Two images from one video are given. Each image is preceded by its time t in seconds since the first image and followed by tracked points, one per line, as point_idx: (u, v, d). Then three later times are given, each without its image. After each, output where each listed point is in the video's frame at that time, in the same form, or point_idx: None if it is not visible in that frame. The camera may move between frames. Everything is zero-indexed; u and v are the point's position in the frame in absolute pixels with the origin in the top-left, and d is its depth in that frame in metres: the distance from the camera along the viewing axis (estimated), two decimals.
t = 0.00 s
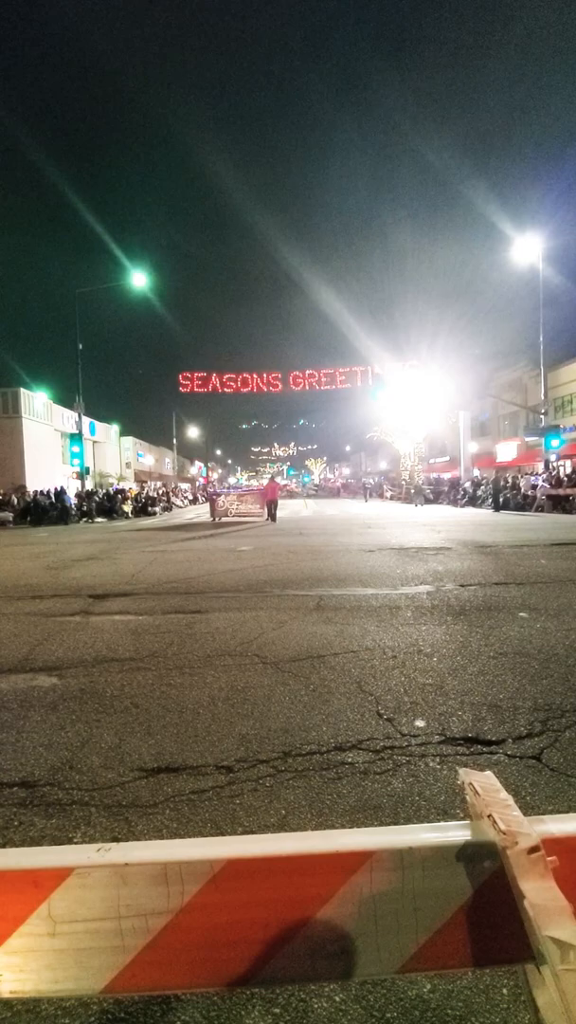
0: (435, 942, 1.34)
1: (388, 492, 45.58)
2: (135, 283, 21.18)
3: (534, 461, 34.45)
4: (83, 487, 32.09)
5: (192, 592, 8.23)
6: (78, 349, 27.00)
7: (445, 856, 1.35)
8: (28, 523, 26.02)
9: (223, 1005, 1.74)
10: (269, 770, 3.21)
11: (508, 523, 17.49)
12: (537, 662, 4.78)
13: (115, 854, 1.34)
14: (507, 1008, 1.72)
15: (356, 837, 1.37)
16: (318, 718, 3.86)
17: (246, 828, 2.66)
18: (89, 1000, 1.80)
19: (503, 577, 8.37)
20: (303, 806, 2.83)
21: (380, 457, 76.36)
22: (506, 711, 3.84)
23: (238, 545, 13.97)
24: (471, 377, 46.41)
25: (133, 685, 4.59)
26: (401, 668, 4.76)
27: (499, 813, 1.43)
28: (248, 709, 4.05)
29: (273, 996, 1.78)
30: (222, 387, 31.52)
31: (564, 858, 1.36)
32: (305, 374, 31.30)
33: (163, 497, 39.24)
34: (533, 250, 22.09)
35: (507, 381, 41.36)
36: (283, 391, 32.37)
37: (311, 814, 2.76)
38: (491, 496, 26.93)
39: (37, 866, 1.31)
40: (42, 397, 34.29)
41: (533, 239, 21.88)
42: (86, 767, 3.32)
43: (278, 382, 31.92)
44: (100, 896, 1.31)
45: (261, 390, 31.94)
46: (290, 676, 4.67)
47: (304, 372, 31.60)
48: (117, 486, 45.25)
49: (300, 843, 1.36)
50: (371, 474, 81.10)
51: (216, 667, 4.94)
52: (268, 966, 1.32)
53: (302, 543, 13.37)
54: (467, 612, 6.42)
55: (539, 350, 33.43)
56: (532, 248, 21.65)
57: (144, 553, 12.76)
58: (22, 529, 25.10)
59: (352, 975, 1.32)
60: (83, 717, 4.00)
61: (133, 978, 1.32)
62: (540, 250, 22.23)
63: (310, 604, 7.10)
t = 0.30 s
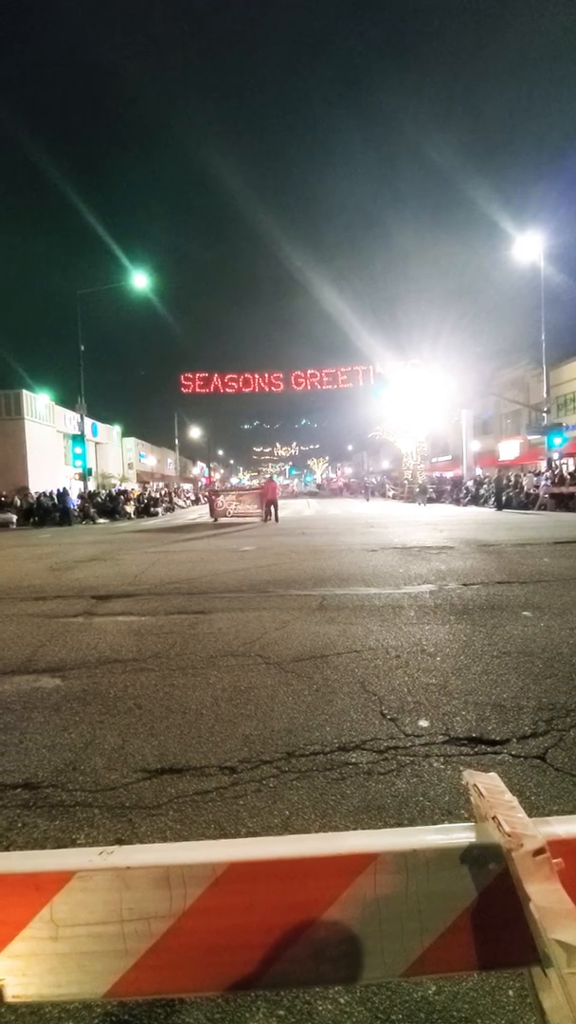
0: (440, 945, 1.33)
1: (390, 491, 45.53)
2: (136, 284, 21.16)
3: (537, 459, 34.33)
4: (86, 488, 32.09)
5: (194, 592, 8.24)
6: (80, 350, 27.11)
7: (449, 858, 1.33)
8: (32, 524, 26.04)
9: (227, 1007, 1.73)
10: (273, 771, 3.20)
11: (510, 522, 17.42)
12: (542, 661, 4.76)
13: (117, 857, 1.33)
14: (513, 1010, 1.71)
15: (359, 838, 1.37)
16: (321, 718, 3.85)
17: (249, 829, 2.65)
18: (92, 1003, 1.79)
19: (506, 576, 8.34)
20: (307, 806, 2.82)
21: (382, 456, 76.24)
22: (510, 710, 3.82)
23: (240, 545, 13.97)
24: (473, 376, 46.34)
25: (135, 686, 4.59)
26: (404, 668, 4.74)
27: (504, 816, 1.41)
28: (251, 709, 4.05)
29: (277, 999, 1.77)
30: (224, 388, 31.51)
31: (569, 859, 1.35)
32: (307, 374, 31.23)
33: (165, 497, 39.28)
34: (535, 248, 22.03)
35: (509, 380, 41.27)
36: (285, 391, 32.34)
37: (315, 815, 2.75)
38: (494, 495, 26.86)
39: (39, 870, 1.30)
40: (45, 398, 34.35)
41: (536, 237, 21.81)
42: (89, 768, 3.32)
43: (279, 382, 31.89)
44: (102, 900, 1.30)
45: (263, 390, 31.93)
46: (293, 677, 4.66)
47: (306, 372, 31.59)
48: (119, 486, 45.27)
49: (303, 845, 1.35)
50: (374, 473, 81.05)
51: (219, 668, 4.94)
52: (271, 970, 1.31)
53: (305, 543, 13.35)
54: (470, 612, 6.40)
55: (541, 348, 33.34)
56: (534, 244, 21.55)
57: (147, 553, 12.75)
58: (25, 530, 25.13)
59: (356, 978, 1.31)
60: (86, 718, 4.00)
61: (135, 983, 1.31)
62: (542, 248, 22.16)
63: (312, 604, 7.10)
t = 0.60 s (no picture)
0: (443, 948, 1.31)
1: (394, 490, 45.47)
2: (138, 284, 21.16)
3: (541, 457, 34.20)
4: (89, 488, 32.11)
5: (197, 592, 8.23)
6: (83, 351, 27.14)
7: (452, 859, 1.32)
8: (35, 525, 26.09)
9: (230, 1009, 1.72)
10: (276, 771, 3.18)
11: (514, 520, 17.43)
12: (546, 659, 4.74)
13: (119, 859, 1.32)
14: (519, 1011, 1.69)
15: (361, 840, 1.35)
16: (325, 718, 3.83)
17: (253, 829, 2.64)
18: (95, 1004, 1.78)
19: (510, 575, 8.31)
20: (310, 806, 2.81)
21: (385, 456, 76.16)
22: (514, 709, 3.80)
23: (243, 544, 13.96)
24: (476, 374, 46.22)
25: (139, 686, 4.59)
26: (408, 667, 4.72)
27: (507, 817, 1.40)
28: (255, 709, 4.04)
29: (281, 1001, 1.75)
30: (226, 387, 31.48)
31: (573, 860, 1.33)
32: (310, 373, 31.13)
33: (168, 498, 39.33)
34: (539, 244, 21.91)
35: (513, 378, 41.15)
36: (287, 391, 32.28)
37: (318, 815, 2.73)
38: (498, 493, 26.77)
39: (40, 872, 1.29)
40: (48, 399, 34.40)
41: (539, 233, 21.71)
42: (93, 768, 3.31)
43: (282, 382, 31.83)
44: (103, 902, 1.29)
45: (265, 389, 31.87)
46: (297, 676, 4.65)
47: (308, 371, 31.52)
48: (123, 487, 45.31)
49: (305, 846, 1.34)
50: (377, 472, 80.97)
51: (222, 667, 4.93)
52: (274, 973, 1.29)
53: (308, 543, 13.32)
54: (474, 610, 6.38)
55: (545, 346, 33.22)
56: (537, 241, 21.45)
57: (150, 554, 12.75)
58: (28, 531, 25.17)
59: (359, 981, 1.30)
60: (89, 718, 3.99)
61: (137, 985, 1.30)
62: (545, 244, 22.04)
63: (315, 603, 7.08)
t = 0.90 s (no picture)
0: (450, 949, 1.30)
1: (401, 489, 45.34)
2: (145, 284, 21.17)
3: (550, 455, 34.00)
4: (96, 487, 32.17)
5: (204, 590, 8.24)
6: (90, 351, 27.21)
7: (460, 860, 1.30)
8: (44, 524, 26.19)
9: (236, 1008, 1.71)
10: (283, 770, 3.17)
11: (522, 518, 17.34)
12: (555, 658, 4.70)
13: (123, 857, 1.31)
14: (527, 1013, 1.67)
15: (367, 839, 1.34)
16: (332, 716, 3.82)
17: (260, 828, 2.62)
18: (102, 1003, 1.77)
19: (519, 573, 8.26)
20: (317, 805, 2.79)
21: (392, 454, 75.99)
22: (523, 709, 3.77)
23: (250, 543, 13.94)
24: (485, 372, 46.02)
25: (146, 684, 4.59)
26: (415, 666, 4.69)
27: (515, 816, 1.38)
28: (261, 708, 4.03)
29: (287, 1001, 1.74)
30: (233, 386, 31.46)
31: None
32: (316, 372, 31.05)
33: (175, 496, 39.39)
34: (548, 240, 21.75)
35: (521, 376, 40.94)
36: (294, 389, 32.23)
37: (325, 814, 2.72)
38: (507, 492, 26.65)
39: (45, 870, 1.28)
40: (56, 399, 34.53)
41: (548, 229, 21.55)
42: (101, 766, 3.31)
43: (289, 380, 31.76)
44: (107, 900, 1.28)
45: (272, 388, 31.83)
46: (304, 675, 4.64)
47: (315, 370, 31.44)
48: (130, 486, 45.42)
49: (310, 846, 1.32)
50: (384, 471, 80.82)
51: (228, 665, 4.93)
52: (279, 973, 1.28)
53: (316, 541, 13.30)
54: (482, 609, 6.34)
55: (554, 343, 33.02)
56: (546, 237, 21.29)
57: (157, 552, 12.74)
58: (36, 530, 25.26)
59: (366, 982, 1.29)
60: (97, 716, 4.00)
61: (142, 985, 1.29)
62: (555, 240, 21.87)
63: (323, 602, 7.06)
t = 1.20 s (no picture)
0: (459, 949, 1.28)
1: (410, 486, 45.21)
2: (153, 281, 21.21)
3: (560, 451, 33.74)
4: (105, 485, 32.28)
5: (212, 587, 8.25)
6: (99, 348, 27.33)
7: (469, 860, 1.29)
8: (54, 521, 26.32)
9: (244, 1006, 1.70)
10: (291, 767, 3.16)
11: (533, 515, 17.23)
12: (566, 656, 4.67)
13: (129, 853, 1.31)
14: (537, 1014, 1.66)
15: (375, 837, 1.33)
16: (340, 714, 3.81)
17: (268, 824, 2.62)
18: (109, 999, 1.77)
19: (529, 570, 8.20)
20: (324, 802, 2.78)
21: (401, 451, 75.79)
22: (534, 707, 3.74)
23: (259, 540, 13.94)
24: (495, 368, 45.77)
25: (154, 680, 4.61)
26: (424, 663, 4.67)
27: (526, 817, 1.36)
28: (269, 704, 4.03)
29: (294, 999, 1.73)
30: (241, 383, 31.43)
31: None
32: (325, 369, 30.96)
33: (184, 494, 39.49)
34: (559, 234, 21.53)
35: (532, 372, 40.66)
36: (302, 386, 32.12)
37: (333, 812, 2.71)
38: (517, 489, 26.51)
39: (51, 864, 1.28)
40: (65, 397, 34.67)
41: (559, 223, 21.33)
42: (109, 761, 3.31)
43: (297, 376, 31.68)
44: (113, 896, 1.27)
45: (281, 385, 31.76)
46: (312, 671, 4.63)
47: (323, 366, 31.35)
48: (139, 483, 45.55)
49: (317, 844, 1.31)
50: (392, 468, 80.64)
51: (236, 662, 4.93)
52: (286, 971, 1.27)
53: (324, 538, 13.28)
54: (492, 606, 6.31)
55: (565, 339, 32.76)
56: (557, 231, 21.09)
57: (166, 550, 12.77)
58: (46, 527, 25.41)
59: (373, 982, 1.27)
60: (105, 711, 4.01)
61: (148, 981, 1.28)
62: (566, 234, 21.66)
63: (331, 599, 7.05)
